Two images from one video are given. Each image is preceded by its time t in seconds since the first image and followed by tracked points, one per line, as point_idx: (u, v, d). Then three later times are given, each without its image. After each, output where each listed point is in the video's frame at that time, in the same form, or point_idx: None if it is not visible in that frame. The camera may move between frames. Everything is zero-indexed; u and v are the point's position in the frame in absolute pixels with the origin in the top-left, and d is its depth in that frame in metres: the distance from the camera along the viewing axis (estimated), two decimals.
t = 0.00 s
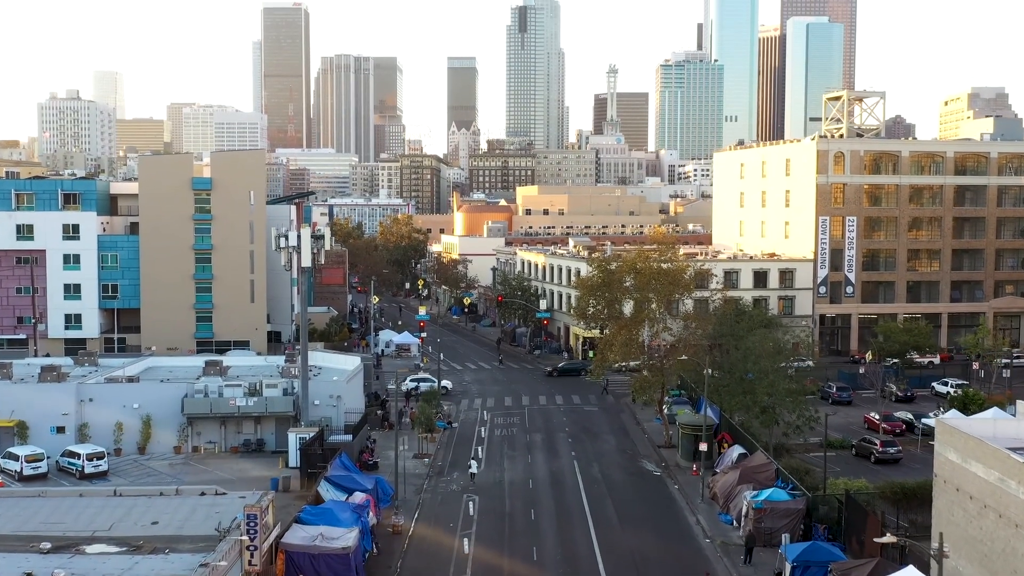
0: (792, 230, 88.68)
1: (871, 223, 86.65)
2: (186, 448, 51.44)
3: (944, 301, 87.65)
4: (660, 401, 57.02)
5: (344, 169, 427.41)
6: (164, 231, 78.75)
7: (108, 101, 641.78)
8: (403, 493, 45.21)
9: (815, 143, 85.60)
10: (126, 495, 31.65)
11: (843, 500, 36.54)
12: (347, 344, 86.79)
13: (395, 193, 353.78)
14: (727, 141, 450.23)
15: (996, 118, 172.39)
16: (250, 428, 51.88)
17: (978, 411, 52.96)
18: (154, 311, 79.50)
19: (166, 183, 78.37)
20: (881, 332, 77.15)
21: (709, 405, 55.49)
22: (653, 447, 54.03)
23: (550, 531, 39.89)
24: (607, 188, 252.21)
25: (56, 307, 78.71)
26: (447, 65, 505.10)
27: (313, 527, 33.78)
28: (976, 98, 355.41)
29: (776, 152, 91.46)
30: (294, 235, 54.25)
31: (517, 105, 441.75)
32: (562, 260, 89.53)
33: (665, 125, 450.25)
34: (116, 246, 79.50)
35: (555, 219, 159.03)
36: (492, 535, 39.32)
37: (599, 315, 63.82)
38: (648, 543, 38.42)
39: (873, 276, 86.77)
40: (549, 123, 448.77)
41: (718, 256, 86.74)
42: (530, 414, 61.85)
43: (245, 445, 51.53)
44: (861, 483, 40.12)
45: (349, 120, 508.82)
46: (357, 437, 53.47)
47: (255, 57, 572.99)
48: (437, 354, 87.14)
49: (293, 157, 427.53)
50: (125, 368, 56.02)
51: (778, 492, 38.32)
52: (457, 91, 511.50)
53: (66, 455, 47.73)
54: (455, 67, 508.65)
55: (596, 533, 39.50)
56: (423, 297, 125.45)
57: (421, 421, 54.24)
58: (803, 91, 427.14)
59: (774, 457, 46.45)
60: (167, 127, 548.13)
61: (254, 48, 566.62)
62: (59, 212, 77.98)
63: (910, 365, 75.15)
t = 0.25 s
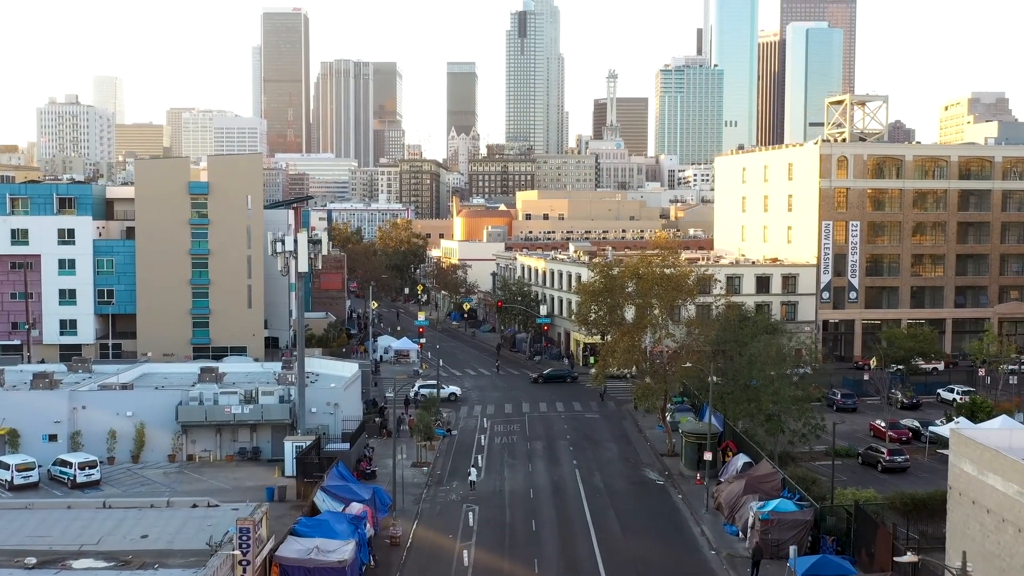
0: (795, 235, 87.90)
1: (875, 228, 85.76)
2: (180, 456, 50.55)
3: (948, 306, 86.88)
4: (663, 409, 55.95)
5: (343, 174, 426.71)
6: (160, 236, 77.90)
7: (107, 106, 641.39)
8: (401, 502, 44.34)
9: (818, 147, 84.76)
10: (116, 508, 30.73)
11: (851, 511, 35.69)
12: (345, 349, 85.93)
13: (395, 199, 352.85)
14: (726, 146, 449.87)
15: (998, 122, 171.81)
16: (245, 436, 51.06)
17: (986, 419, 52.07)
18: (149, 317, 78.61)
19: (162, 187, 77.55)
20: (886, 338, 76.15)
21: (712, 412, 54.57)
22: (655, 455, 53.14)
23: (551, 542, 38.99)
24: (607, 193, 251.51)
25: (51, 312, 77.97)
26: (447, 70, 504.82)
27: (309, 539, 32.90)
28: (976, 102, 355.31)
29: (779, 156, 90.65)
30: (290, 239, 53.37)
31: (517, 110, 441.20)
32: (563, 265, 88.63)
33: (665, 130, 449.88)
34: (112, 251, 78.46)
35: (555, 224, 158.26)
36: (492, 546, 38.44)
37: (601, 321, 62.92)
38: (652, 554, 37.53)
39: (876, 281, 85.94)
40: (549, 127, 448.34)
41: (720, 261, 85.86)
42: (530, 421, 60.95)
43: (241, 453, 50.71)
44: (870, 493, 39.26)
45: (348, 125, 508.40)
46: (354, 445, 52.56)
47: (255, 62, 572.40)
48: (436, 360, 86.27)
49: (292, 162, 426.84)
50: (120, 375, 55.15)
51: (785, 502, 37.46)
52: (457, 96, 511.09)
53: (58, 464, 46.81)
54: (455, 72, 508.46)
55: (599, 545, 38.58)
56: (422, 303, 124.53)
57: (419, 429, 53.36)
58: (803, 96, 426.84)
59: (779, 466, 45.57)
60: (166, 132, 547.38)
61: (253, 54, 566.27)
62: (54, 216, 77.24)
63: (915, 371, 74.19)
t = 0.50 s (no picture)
0: (797, 239, 87.22)
1: (877, 232, 85.08)
2: (175, 464, 49.77)
3: (951, 311, 86.14)
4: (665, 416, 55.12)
5: (342, 177, 425.94)
6: (157, 240, 77.13)
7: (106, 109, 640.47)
8: (400, 511, 43.56)
9: (820, 150, 84.06)
10: (106, 518, 29.94)
11: (859, 521, 34.92)
12: (343, 354, 85.17)
13: (394, 202, 351.79)
14: (726, 150, 449.47)
15: (999, 126, 171.14)
16: (241, 443, 50.30)
17: (993, 426, 51.27)
18: (145, 321, 77.81)
19: (158, 191, 76.77)
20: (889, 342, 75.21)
21: (715, 419, 53.75)
22: (657, 462, 52.38)
23: (552, 551, 38.20)
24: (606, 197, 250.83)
25: (46, 316, 77.14)
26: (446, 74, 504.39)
27: (305, 550, 32.10)
28: (976, 106, 354.93)
29: (780, 159, 89.98)
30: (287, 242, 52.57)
31: (516, 114, 440.65)
32: (563, 269, 87.88)
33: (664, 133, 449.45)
34: (108, 255, 77.67)
35: (554, 228, 157.54)
36: (492, 556, 37.65)
37: (602, 326, 62.15)
38: (655, 564, 36.76)
39: (879, 286, 85.22)
40: (548, 131, 447.71)
41: (721, 265, 85.12)
42: (530, 427, 60.15)
43: (236, 460, 49.95)
44: (877, 502, 38.49)
45: (347, 128, 507.80)
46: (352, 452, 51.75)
47: (254, 66, 571.86)
48: (435, 365, 85.48)
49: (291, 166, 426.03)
50: (114, 380, 54.37)
51: (791, 512, 36.69)
52: (456, 100, 510.55)
53: (50, 471, 45.99)
54: (454, 76, 508.19)
55: (601, 554, 37.79)
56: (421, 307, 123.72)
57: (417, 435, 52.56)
58: (802, 99, 426.60)
59: (784, 474, 44.79)
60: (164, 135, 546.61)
61: (252, 57, 565.82)
62: (50, 220, 76.48)
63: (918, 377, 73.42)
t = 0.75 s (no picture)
0: (799, 243, 86.43)
1: (880, 236, 84.29)
2: (168, 472, 48.78)
3: (955, 316, 85.29)
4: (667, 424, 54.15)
5: (341, 181, 425.15)
6: (152, 244, 76.23)
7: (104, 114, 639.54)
8: (397, 521, 42.60)
9: (823, 154, 83.26)
10: (92, 532, 29.02)
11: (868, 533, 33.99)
12: (341, 360, 84.25)
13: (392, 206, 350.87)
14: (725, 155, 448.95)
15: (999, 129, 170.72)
16: (235, 451, 49.30)
17: (1002, 433, 50.36)
18: (140, 326, 76.84)
19: (154, 195, 75.90)
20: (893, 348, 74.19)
21: (719, 426, 52.78)
22: (660, 470, 51.44)
23: (553, 563, 37.25)
24: (606, 201, 249.96)
25: (39, 321, 76.09)
26: (445, 78, 503.98)
27: (299, 563, 31.13)
28: (975, 111, 354.56)
29: (782, 163, 89.21)
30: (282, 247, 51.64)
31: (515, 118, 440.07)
32: (563, 274, 86.99)
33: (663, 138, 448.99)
34: (103, 259, 76.80)
35: (554, 232, 156.74)
36: (491, 568, 36.68)
37: (604, 332, 61.22)
38: None
39: (882, 291, 84.39)
40: (547, 135, 447.14)
41: (723, 270, 84.27)
42: (530, 435, 59.21)
43: (231, 469, 48.95)
44: (886, 513, 37.57)
45: (346, 133, 507.13)
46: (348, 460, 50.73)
47: (253, 70, 571.39)
48: (434, 371, 84.57)
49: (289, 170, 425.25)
50: (106, 386, 53.41)
51: (798, 524, 35.75)
52: (455, 104, 510.05)
53: (40, 480, 44.97)
54: (453, 80, 507.92)
55: (602, 567, 36.84)
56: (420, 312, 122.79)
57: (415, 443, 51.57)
58: (802, 104, 426.28)
59: (790, 483, 43.86)
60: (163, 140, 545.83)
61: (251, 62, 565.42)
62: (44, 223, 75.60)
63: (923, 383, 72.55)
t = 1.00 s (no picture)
0: (801, 247, 85.66)
1: (883, 240, 83.51)
2: (162, 480, 47.96)
3: (959, 321, 84.55)
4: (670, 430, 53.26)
5: (339, 185, 424.27)
6: (148, 247, 75.38)
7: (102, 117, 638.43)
8: (395, 530, 41.77)
9: (825, 156, 82.44)
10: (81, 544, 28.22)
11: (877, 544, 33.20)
12: (338, 365, 83.43)
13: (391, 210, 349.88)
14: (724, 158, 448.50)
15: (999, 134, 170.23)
16: (231, 458, 48.49)
17: (1010, 440, 49.58)
18: (135, 331, 75.98)
19: (150, 197, 75.08)
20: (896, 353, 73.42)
21: (721, 432, 51.95)
22: (662, 478, 50.61)
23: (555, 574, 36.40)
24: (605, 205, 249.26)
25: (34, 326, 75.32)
26: (444, 82, 503.34)
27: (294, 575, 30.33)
28: (975, 115, 354.20)
29: (784, 166, 88.42)
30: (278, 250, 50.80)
31: (514, 122, 439.40)
32: (563, 278, 86.18)
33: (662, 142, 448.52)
34: (98, 263, 76.00)
35: (553, 236, 155.99)
36: None
37: (605, 337, 60.37)
38: None
39: (885, 295, 83.63)
40: (547, 139, 446.49)
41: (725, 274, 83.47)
42: (530, 441, 58.39)
43: (225, 477, 48.12)
44: (894, 523, 36.79)
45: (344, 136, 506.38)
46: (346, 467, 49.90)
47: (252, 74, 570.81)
48: (433, 376, 83.76)
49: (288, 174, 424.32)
50: (100, 392, 52.60)
51: (805, 534, 34.94)
52: (454, 108, 509.43)
53: (31, 488, 44.11)
54: (451, 84, 507.45)
55: None
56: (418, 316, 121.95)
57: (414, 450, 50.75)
58: (801, 108, 425.92)
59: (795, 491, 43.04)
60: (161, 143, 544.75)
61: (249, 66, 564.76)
62: (38, 227, 74.77)
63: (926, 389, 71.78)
